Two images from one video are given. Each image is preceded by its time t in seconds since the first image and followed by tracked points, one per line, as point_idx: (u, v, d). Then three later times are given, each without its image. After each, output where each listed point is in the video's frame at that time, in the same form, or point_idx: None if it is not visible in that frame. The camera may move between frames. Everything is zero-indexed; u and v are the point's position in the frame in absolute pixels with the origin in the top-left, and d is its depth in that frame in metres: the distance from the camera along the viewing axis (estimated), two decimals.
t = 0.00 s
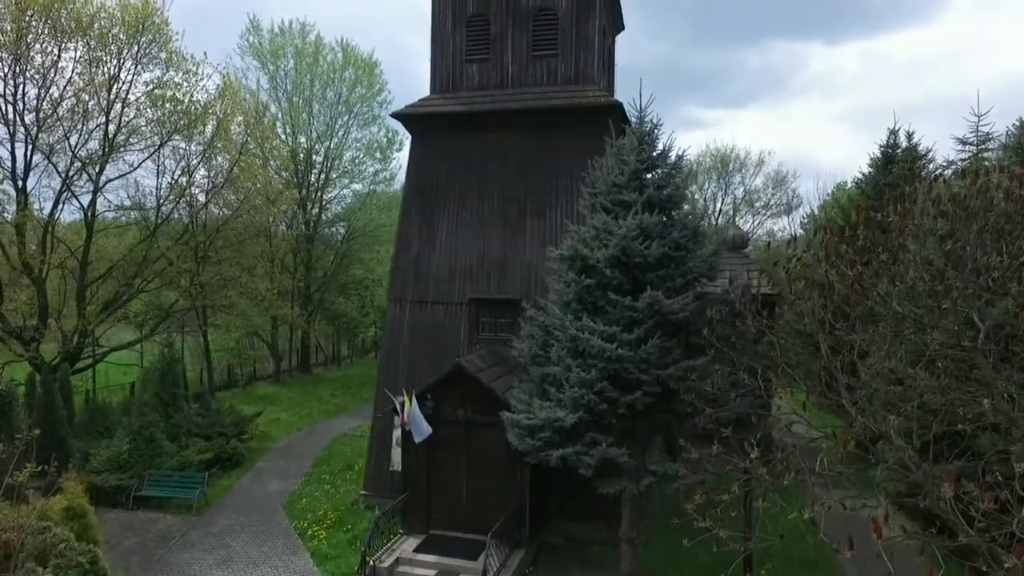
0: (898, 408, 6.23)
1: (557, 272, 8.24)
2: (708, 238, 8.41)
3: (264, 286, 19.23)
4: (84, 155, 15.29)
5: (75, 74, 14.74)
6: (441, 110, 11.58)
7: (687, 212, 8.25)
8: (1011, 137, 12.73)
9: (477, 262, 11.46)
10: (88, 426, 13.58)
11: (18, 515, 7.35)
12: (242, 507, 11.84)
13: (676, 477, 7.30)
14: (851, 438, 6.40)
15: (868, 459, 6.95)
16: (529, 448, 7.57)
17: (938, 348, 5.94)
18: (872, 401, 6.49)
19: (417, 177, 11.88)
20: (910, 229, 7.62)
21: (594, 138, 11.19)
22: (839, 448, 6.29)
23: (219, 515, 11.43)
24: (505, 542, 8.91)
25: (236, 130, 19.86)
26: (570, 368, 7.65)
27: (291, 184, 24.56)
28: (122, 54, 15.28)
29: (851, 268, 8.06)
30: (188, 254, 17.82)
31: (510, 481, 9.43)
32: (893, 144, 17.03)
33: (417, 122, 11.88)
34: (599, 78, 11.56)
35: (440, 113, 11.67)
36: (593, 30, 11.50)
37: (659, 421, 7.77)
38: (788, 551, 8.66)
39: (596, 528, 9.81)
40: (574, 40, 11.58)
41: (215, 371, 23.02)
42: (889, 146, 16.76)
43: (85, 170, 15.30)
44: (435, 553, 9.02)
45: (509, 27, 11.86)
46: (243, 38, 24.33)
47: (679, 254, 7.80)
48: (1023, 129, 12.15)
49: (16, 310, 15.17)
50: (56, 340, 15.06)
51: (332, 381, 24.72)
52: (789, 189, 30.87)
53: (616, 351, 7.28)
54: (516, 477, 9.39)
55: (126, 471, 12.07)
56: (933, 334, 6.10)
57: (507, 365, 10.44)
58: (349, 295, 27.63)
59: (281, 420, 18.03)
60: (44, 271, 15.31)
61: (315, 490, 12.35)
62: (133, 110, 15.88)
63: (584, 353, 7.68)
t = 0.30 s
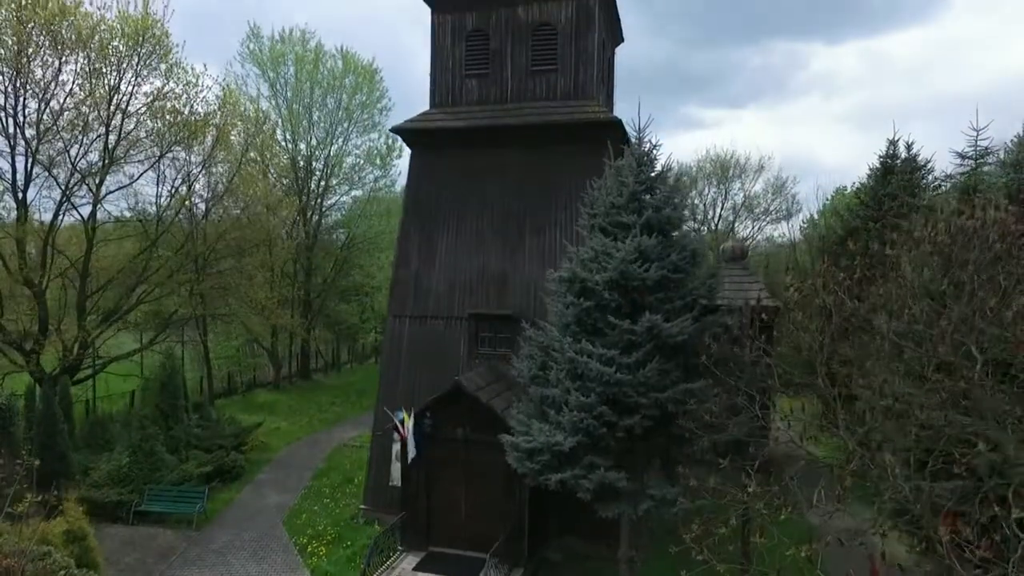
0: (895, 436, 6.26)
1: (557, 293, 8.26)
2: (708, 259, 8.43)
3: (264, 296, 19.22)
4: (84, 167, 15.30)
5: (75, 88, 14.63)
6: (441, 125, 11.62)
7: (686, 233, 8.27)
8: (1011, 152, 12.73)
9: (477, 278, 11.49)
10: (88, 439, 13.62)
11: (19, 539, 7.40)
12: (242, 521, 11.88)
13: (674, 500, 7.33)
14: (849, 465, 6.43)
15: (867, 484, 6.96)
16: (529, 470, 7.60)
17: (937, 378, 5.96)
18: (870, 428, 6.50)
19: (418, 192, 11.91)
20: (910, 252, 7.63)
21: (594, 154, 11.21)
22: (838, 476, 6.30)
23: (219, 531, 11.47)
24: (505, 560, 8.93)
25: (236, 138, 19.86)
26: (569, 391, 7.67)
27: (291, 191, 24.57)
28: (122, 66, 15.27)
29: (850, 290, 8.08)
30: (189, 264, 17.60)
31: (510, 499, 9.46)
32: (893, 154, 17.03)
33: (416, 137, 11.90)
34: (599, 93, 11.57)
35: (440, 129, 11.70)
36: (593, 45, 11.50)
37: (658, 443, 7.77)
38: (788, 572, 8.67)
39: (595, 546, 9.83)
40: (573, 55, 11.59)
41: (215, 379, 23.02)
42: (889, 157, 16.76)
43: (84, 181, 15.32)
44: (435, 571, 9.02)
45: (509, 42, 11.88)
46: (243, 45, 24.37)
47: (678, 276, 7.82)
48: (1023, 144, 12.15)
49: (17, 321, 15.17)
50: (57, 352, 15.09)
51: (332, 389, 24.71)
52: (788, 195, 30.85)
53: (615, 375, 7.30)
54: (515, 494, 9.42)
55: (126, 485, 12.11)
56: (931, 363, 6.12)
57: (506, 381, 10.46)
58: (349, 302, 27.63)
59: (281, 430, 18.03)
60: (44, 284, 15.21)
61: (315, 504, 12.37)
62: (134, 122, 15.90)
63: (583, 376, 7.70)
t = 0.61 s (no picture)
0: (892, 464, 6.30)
1: (556, 315, 8.28)
2: (707, 281, 8.44)
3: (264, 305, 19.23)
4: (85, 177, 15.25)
5: (76, 100, 14.71)
6: (441, 140, 11.65)
7: (685, 255, 8.29)
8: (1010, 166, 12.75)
9: (476, 293, 11.51)
10: (89, 452, 13.66)
11: (19, 563, 7.43)
12: (243, 536, 11.92)
13: (673, 523, 7.38)
14: (846, 492, 6.48)
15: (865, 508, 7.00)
16: (528, 493, 7.63)
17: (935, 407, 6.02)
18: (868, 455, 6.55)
19: (417, 206, 11.95)
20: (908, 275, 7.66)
21: (593, 170, 11.22)
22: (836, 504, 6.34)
23: (219, 545, 11.51)
24: None
25: (236, 147, 19.89)
26: (568, 414, 7.69)
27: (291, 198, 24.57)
28: (124, 76, 15.30)
29: (848, 312, 8.11)
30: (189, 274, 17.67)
31: (509, 517, 9.50)
32: (893, 165, 17.04)
33: (416, 152, 11.93)
34: (598, 109, 11.59)
35: (440, 144, 11.73)
36: (592, 61, 11.51)
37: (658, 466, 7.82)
38: None
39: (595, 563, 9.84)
40: (573, 71, 11.61)
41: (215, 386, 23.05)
42: (888, 168, 16.77)
43: (85, 193, 15.30)
44: None
45: (508, 57, 11.90)
46: (244, 52, 24.40)
47: (677, 299, 7.85)
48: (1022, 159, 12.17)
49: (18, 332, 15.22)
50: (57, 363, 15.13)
51: (332, 395, 24.71)
52: (788, 201, 30.86)
53: (614, 399, 7.34)
54: (515, 512, 9.46)
55: (127, 500, 12.15)
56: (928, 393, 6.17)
57: (506, 398, 10.49)
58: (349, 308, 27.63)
59: (281, 439, 18.05)
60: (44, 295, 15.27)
61: (315, 518, 12.41)
62: (135, 133, 15.92)
63: (582, 398, 7.72)
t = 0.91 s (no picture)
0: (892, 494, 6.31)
1: (557, 337, 8.29)
2: (707, 303, 8.46)
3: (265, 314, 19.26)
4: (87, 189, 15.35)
5: (77, 114, 14.93)
6: (441, 156, 11.68)
7: (686, 278, 8.31)
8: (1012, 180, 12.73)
9: (477, 309, 11.53)
10: (90, 465, 13.70)
11: None
12: (243, 551, 11.95)
13: (673, 548, 7.39)
14: (845, 521, 6.51)
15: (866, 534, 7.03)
16: (528, 517, 7.65)
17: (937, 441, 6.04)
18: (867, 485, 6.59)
19: (418, 222, 11.97)
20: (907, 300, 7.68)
21: (594, 187, 11.23)
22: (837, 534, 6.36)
23: (220, 561, 11.54)
24: None
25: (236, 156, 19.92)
26: (569, 438, 7.71)
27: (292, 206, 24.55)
28: (124, 88, 15.46)
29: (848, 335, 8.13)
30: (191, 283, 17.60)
31: (509, 536, 9.51)
32: (893, 176, 17.05)
33: (416, 168, 11.95)
34: (599, 125, 11.61)
35: (441, 160, 11.74)
36: (593, 77, 11.53)
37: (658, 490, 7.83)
38: None
39: None
40: (573, 87, 11.61)
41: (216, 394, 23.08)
42: (889, 179, 16.79)
43: (86, 205, 15.36)
44: None
45: (509, 72, 11.91)
46: (244, 59, 24.39)
47: (676, 323, 7.89)
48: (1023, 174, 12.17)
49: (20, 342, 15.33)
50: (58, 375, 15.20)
51: (333, 403, 24.70)
52: (789, 207, 30.85)
53: (614, 425, 7.36)
54: (515, 531, 9.47)
55: (127, 514, 12.18)
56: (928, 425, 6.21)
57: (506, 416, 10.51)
58: (349, 314, 27.62)
59: (282, 449, 18.06)
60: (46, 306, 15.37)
61: (315, 532, 12.43)
62: (135, 143, 15.96)
63: (582, 423, 7.74)
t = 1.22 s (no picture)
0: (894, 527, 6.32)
1: (558, 361, 8.31)
2: (708, 327, 8.48)
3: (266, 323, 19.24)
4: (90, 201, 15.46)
5: (78, 128, 15.00)
6: (443, 173, 11.70)
7: (687, 302, 8.32)
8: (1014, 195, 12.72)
9: (477, 326, 11.53)
10: (92, 479, 13.75)
11: None
12: (245, 567, 11.99)
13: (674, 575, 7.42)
14: (846, 551, 6.53)
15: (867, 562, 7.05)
16: (530, 543, 7.67)
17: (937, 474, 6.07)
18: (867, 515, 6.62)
19: (420, 239, 11.98)
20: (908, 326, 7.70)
21: (595, 205, 11.23)
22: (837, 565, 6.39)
23: None
24: None
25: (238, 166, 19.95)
26: (570, 464, 7.73)
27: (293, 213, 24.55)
28: (127, 100, 15.52)
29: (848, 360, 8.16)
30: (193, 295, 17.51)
31: (510, 556, 9.53)
32: (895, 187, 17.04)
33: (418, 185, 11.96)
34: (600, 142, 11.62)
35: (442, 177, 11.76)
36: (594, 95, 11.54)
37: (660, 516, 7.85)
38: None
39: None
40: (575, 104, 11.62)
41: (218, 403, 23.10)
42: (891, 191, 16.78)
43: (87, 218, 15.46)
44: None
45: (510, 89, 11.92)
46: (245, 67, 24.42)
47: (677, 349, 7.92)
48: None
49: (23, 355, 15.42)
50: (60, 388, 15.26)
51: (334, 411, 24.73)
52: (790, 213, 30.83)
53: (616, 452, 7.39)
54: (516, 552, 9.49)
55: (129, 530, 12.23)
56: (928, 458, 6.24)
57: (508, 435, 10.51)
58: (351, 321, 27.62)
59: (284, 459, 18.08)
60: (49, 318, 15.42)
61: (317, 547, 12.47)
62: (137, 155, 16.02)
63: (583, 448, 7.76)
